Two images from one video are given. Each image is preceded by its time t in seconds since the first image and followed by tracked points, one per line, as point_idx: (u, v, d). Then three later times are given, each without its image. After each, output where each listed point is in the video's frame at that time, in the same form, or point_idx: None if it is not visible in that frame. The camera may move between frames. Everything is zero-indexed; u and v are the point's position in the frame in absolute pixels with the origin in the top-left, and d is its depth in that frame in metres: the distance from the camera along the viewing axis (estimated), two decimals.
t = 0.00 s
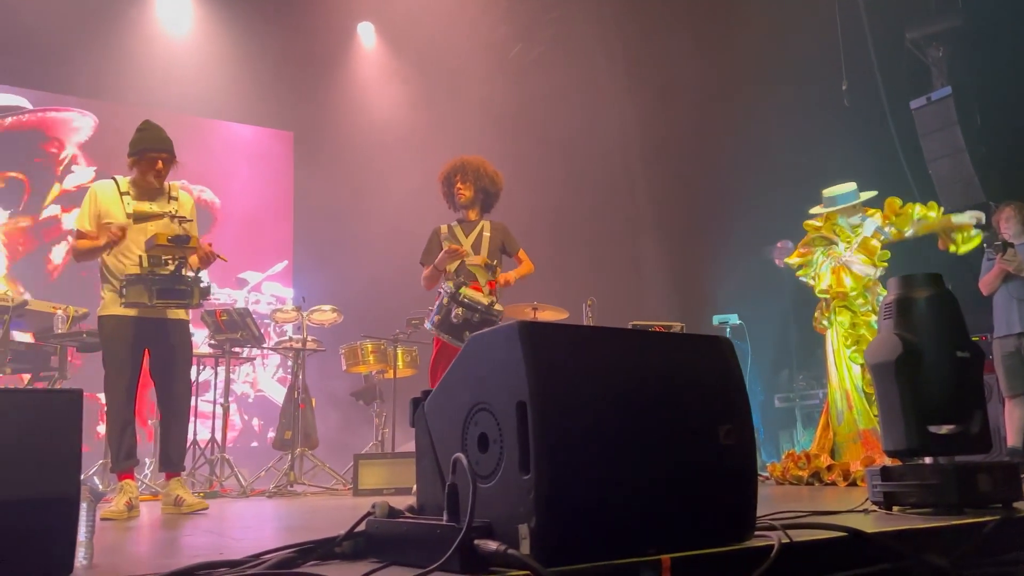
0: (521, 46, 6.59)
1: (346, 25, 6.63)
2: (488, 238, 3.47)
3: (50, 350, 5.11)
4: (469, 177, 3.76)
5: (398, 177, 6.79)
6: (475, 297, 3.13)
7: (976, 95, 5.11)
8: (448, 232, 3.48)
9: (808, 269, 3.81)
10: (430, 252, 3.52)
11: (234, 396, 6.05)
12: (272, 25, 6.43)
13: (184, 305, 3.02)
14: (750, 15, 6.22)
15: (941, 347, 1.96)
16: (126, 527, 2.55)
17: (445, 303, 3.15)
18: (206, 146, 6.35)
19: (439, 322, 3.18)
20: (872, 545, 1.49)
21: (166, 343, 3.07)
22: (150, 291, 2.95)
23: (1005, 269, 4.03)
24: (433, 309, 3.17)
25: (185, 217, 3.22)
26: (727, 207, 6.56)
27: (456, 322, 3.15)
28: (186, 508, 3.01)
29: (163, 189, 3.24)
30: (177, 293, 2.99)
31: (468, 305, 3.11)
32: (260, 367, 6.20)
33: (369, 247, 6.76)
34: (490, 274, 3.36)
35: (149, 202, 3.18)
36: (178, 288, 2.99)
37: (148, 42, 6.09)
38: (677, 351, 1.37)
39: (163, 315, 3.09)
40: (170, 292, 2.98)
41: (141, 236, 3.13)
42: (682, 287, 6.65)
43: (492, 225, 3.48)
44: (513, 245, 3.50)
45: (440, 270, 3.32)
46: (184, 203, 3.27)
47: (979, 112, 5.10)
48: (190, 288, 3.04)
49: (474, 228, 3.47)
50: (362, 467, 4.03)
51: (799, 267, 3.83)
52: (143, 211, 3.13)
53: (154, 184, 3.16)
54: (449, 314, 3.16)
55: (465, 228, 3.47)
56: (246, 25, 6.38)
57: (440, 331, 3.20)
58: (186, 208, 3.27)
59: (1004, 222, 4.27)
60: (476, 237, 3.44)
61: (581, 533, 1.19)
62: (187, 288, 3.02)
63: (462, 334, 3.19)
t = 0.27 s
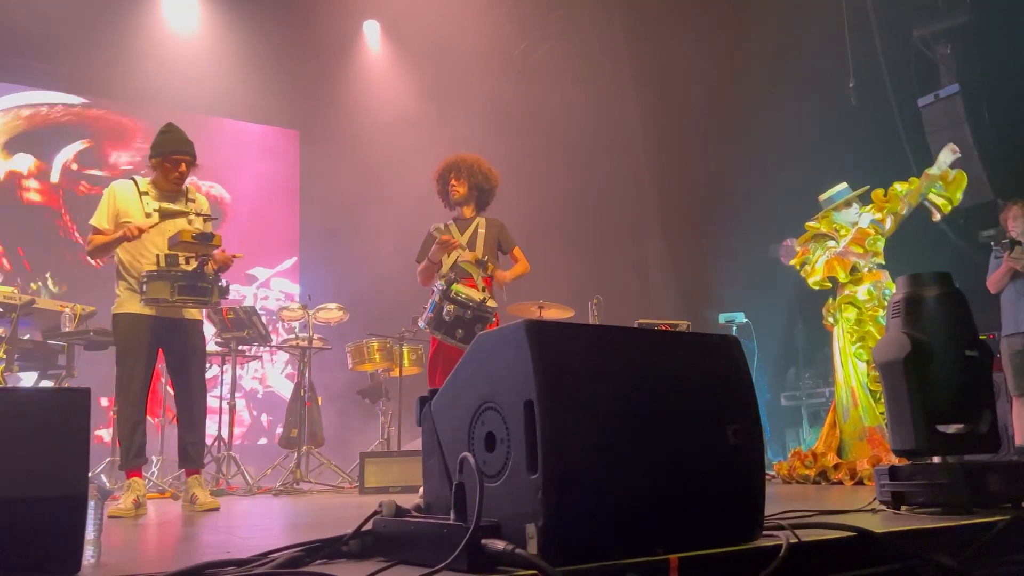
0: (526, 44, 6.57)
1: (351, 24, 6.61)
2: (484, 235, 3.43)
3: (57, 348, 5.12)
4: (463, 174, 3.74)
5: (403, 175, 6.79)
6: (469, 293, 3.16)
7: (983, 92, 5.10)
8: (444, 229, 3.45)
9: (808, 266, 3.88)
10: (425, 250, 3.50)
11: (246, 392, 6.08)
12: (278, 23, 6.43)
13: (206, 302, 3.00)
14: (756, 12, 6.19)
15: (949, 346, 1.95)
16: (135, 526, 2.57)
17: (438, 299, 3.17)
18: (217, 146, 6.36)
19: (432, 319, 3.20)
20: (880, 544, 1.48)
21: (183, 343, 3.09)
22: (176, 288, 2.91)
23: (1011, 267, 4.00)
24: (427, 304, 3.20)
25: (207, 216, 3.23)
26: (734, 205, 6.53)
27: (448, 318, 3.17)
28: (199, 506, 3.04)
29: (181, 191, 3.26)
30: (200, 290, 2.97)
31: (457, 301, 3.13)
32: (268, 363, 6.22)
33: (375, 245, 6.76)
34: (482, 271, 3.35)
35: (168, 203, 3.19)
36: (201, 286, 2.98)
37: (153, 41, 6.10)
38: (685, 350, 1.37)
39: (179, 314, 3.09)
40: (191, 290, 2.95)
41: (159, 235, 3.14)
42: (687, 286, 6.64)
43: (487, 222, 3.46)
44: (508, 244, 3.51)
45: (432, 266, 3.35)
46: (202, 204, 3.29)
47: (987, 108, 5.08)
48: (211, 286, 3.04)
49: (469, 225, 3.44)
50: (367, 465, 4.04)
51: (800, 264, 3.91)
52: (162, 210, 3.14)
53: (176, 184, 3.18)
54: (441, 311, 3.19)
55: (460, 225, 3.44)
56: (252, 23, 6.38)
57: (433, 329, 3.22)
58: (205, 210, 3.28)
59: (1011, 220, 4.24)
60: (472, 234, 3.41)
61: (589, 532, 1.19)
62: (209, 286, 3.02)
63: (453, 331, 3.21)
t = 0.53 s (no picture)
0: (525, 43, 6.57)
1: (351, 22, 6.61)
2: (472, 233, 3.44)
3: (57, 347, 5.12)
4: (451, 171, 3.72)
5: (403, 174, 6.77)
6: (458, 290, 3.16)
7: (982, 91, 5.07)
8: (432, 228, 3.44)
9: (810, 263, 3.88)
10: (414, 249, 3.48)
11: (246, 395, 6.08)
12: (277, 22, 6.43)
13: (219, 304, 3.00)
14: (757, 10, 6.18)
15: (950, 346, 1.95)
16: (136, 525, 2.57)
17: (426, 296, 3.14)
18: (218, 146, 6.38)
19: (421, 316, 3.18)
20: (881, 545, 1.48)
21: (194, 344, 3.09)
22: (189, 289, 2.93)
23: (1011, 266, 3.99)
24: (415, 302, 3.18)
25: (220, 217, 3.24)
26: (735, 204, 6.53)
27: (437, 315, 3.15)
28: (199, 505, 3.04)
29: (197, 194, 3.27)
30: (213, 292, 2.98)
31: (448, 297, 3.12)
32: (268, 364, 6.22)
33: (375, 244, 6.75)
34: (472, 266, 3.30)
35: (183, 205, 3.20)
36: (214, 287, 2.99)
37: (153, 40, 6.11)
38: (685, 350, 1.37)
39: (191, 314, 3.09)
40: (205, 292, 2.96)
41: (173, 236, 3.15)
42: (688, 285, 6.64)
43: (476, 220, 3.47)
44: (498, 242, 3.50)
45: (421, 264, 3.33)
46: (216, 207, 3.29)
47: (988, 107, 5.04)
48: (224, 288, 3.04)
49: (457, 224, 3.46)
50: (368, 464, 4.04)
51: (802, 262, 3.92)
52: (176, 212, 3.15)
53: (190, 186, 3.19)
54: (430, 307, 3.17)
55: (449, 224, 3.45)
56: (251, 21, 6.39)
57: (421, 326, 3.20)
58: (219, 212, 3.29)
59: (1011, 219, 4.24)
60: (461, 232, 3.42)
61: (591, 533, 1.19)
62: (222, 288, 3.02)
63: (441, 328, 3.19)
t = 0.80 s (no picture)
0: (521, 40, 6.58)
1: (346, 18, 6.59)
2: (458, 228, 3.43)
3: (51, 343, 5.08)
4: (435, 170, 3.75)
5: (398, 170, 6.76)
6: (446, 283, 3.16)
7: (976, 90, 5.08)
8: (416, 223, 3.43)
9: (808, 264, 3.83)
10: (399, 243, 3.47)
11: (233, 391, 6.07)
12: (273, 16, 6.41)
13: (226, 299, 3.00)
14: (752, 8, 6.19)
15: (944, 344, 1.96)
16: (132, 521, 2.56)
17: (416, 289, 3.13)
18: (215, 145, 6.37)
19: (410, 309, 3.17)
20: (877, 540, 1.49)
21: (194, 341, 3.09)
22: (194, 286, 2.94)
23: (1004, 264, 4.02)
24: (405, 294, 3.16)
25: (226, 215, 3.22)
26: (730, 202, 6.55)
27: (427, 307, 3.14)
28: (194, 501, 3.02)
29: (205, 193, 3.26)
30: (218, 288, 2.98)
31: (438, 290, 3.12)
32: (257, 360, 6.22)
33: (370, 240, 6.76)
34: (459, 260, 3.36)
35: (191, 204, 3.19)
36: (220, 283, 2.99)
37: (150, 34, 6.12)
38: (683, 348, 1.37)
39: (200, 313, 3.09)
40: (212, 289, 2.97)
41: (183, 235, 3.14)
42: (684, 282, 6.64)
43: (460, 215, 3.46)
44: (483, 234, 3.50)
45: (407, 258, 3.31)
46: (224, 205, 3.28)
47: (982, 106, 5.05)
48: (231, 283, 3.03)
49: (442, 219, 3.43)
50: (362, 461, 4.03)
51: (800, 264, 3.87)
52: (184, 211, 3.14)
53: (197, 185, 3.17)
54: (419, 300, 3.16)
55: (434, 219, 3.43)
56: (246, 15, 6.37)
57: (411, 319, 3.18)
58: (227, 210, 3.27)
59: (1004, 218, 4.26)
60: (446, 226, 3.40)
61: (587, 530, 1.20)
62: (228, 283, 3.01)
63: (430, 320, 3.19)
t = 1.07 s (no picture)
0: (506, 33, 6.56)
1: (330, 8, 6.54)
2: (437, 221, 3.39)
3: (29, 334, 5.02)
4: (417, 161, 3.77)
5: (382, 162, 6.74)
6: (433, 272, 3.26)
7: (958, 86, 5.11)
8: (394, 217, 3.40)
9: (790, 260, 3.70)
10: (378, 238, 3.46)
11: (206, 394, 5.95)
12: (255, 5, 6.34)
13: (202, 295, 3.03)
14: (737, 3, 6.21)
15: (923, 337, 1.99)
16: (113, 513, 2.55)
17: (403, 277, 3.21)
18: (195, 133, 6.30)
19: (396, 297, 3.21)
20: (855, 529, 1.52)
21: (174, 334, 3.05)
22: (165, 277, 2.95)
23: (982, 260, 4.09)
24: (392, 283, 3.21)
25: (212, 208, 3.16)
26: (713, 197, 6.60)
27: (414, 295, 3.20)
28: (176, 493, 3.01)
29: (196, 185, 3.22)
30: (194, 281, 2.99)
31: (426, 279, 3.20)
32: (232, 355, 6.14)
33: (354, 232, 6.76)
34: (446, 247, 3.37)
35: (180, 195, 3.15)
36: (196, 277, 3.00)
37: (130, 22, 6.02)
38: (667, 338, 1.38)
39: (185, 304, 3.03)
40: (186, 281, 2.98)
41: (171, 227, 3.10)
42: (667, 276, 6.68)
43: (440, 208, 3.42)
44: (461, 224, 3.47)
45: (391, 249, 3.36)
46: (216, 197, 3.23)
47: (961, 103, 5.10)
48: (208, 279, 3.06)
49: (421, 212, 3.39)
50: (346, 453, 4.03)
51: (783, 261, 3.72)
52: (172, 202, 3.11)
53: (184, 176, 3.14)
54: (405, 289, 3.22)
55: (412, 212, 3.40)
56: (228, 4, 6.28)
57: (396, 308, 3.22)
58: (217, 201, 3.22)
59: (982, 214, 4.31)
60: (425, 220, 3.36)
61: (571, 518, 1.21)
62: (206, 278, 3.03)
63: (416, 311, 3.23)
